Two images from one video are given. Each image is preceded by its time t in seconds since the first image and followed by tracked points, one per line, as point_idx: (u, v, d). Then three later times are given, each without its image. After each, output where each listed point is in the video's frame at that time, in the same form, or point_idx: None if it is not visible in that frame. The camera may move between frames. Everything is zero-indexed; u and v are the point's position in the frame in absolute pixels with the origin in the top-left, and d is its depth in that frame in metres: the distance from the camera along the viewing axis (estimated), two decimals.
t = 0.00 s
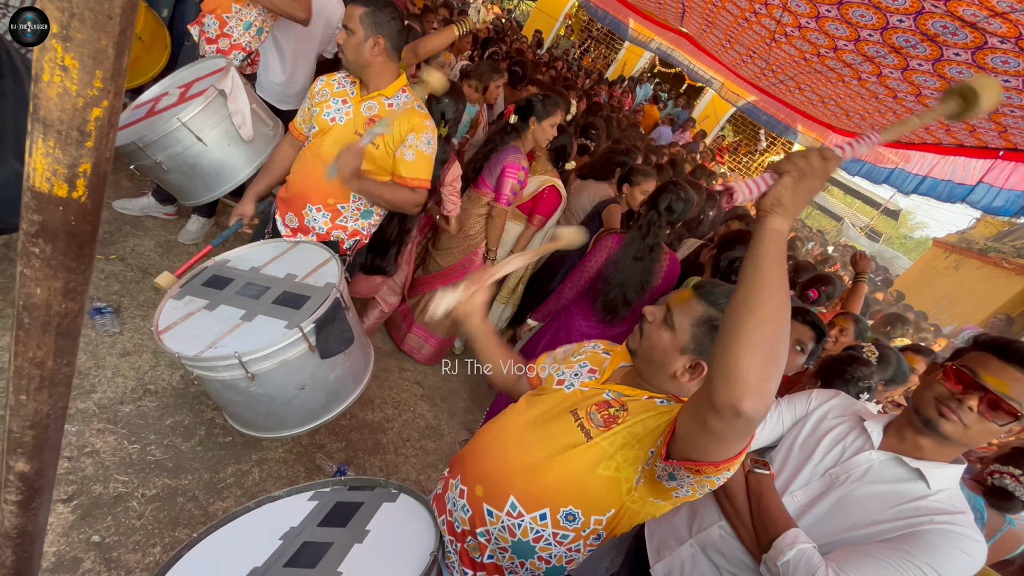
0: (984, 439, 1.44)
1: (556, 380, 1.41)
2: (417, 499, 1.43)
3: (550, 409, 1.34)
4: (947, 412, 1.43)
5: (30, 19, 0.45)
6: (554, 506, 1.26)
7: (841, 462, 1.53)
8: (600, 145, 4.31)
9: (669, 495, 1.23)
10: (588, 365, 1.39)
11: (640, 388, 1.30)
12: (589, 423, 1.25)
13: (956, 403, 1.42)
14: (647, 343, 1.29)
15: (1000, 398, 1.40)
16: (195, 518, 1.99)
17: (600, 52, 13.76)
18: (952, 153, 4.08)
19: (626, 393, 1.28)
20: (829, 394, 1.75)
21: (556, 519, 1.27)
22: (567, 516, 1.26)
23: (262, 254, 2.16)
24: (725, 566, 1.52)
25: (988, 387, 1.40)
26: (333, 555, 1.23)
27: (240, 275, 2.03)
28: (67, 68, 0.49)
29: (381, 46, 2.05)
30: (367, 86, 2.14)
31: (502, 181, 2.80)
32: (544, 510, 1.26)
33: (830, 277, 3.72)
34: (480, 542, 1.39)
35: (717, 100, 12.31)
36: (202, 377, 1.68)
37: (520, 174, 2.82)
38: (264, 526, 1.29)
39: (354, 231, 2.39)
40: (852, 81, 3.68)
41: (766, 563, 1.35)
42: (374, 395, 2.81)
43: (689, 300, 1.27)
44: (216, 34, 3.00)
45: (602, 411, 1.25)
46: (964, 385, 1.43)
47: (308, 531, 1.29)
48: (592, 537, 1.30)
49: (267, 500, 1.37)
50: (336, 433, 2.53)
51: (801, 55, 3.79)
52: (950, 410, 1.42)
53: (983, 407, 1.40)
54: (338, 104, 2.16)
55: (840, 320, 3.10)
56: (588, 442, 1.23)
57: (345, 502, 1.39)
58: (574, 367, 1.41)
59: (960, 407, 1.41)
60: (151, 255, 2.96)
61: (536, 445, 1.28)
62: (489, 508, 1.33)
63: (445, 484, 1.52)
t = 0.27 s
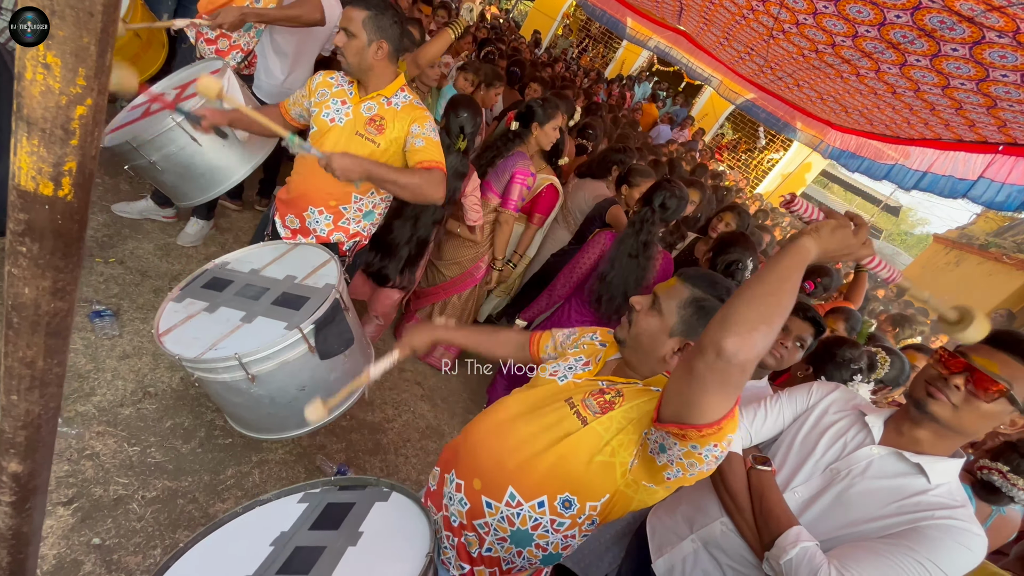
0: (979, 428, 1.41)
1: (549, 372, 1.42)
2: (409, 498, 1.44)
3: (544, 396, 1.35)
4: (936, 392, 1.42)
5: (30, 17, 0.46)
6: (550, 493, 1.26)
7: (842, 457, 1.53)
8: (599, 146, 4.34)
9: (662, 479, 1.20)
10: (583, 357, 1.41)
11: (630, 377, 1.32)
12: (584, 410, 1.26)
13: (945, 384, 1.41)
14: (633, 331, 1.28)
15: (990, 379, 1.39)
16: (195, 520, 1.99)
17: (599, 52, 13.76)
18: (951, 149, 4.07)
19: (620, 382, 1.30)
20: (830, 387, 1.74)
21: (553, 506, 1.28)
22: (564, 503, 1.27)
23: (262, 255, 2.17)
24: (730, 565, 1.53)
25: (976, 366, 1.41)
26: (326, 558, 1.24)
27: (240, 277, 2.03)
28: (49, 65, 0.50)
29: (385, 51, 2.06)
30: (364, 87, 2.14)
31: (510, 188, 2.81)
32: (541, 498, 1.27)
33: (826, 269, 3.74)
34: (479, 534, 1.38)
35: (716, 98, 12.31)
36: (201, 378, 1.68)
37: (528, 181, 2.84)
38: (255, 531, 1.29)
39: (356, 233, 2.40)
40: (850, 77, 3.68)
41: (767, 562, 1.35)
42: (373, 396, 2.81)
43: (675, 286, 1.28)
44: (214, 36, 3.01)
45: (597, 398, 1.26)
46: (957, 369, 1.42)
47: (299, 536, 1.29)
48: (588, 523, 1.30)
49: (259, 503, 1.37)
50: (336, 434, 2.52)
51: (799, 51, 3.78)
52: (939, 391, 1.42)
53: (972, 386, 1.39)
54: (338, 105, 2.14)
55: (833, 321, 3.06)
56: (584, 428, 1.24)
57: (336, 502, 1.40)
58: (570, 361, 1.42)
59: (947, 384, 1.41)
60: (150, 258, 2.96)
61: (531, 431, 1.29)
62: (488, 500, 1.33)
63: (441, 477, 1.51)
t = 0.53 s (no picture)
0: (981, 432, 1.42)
1: (549, 365, 1.43)
2: (403, 504, 1.44)
3: (543, 393, 1.36)
4: (940, 402, 1.42)
5: (30, 17, 0.47)
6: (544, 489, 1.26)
7: (847, 452, 1.53)
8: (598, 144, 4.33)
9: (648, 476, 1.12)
10: (581, 348, 1.43)
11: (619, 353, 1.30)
12: (569, 402, 1.25)
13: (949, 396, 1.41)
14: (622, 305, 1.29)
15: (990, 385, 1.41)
16: (195, 521, 1.99)
17: (597, 50, 13.75)
18: (952, 144, 4.06)
19: (607, 368, 1.28)
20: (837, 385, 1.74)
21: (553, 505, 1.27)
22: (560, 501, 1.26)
23: (262, 256, 2.16)
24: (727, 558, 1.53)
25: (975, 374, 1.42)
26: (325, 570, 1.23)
27: (241, 279, 2.03)
28: (32, 62, 0.50)
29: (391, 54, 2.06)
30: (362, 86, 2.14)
31: (521, 198, 2.72)
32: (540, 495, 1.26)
33: (825, 266, 3.74)
34: (480, 537, 1.38)
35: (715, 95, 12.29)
36: (210, 382, 1.68)
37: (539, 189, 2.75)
38: (247, 548, 1.29)
39: (356, 230, 2.40)
40: (849, 72, 3.67)
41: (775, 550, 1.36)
42: (374, 396, 2.81)
43: (655, 262, 1.34)
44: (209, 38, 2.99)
45: (581, 389, 1.25)
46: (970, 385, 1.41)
47: (292, 551, 1.29)
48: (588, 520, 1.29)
49: (247, 519, 1.36)
50: (336, 435, 2.52)
51: (798, 47, 3.77)
52: (943, 401, 1.42)
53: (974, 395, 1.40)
54: (338, 105, 2.12)
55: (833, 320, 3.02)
56: (569, 421, 1.22)
57: (328, 514, 1.39)
58: (568, 353, 1.44)
59: (952, 397, 1.41)
60: (149, 260, 2.96)
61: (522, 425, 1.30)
62: (489, 499, 1.32)
63: (438, 482, 1.51)
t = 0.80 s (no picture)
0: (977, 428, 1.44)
1: (548, 366, 1.44)
2: (410, 497, 1.43)
3: (544, 395, 1.37)
4: (964, 435, 1.39)
5: (30, 18, 0.48)
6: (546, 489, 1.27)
7: (847, 439, 1.59)
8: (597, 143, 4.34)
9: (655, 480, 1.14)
10: (579, 348, 1.44)
11: (625, 359, 1.31)
12: (578, 402, 1.28)
13: (978, 433, 1.36)
14: (638, 323, 1.26)
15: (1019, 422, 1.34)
16: (197, 521, 2.00)
17: (596, 49, 13.76)
18: (951, 141, 4.07)
19: (612, 368, 1.30)
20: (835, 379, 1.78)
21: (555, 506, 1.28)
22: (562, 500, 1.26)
23: (261, 258, 2.17)
24: (730, 544, 1.58)
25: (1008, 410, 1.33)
26: (331, 561, 1.25)
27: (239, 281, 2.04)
28: (33, 63, 0.51)
29: (384, 50, 2.07)
30: (361, 86, 2.15)
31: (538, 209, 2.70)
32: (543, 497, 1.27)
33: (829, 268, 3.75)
34: (481, 536, 1.39)
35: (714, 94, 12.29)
36: (208, 385, 1.68)
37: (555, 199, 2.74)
38: (252, 539, 1.29)
39: (352, 232, 2.40)
40: (848, 71, 3.67)
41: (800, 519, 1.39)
42: (374, 396, 2.82)
43: (671, 274, 1.28)
44: (212, 41, 2.99)
45: (591, 389, 1.27)
46: (999, 419, 1.33)
47: (300, 541, 1.30)
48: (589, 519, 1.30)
49: (255, 509, 1.36)
50: (337, 434, 2.53)
51: (796, 46, 3.78)
52: (967, 435, 1.38)
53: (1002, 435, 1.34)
54: (335, 107, 2.14)
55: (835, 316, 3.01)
56: (579, 423, 1.25)
57: (335, 506, 1.39)
58: (567, 352, 1.45)
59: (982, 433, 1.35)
60: (149, 261, 2.96)
61: (531, 422, 1.34)
62: (491, 501, 1.34)
63: (442, 479, 1.51)
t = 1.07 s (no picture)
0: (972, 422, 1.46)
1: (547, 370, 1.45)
2: (409, 495, 1.44)
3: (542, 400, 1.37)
4: (957, 430, 1.41)
5: (30, 18, 0.48)
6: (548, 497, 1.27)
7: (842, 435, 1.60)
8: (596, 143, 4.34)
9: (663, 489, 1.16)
10: (578, 354, 1.46)
11: (629, 374, 1.31)
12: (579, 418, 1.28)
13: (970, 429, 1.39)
14: (648, 337, 1.27)
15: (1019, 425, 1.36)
16: (196, 521, 2.00)
17: (595, 49, 13.77)
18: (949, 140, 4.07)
19: (614, 386, 1.30)
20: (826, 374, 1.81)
21: (552, 509, 1.28)
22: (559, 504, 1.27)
23: (261, 258, 2.17)
24: (735, 547, 1.57)
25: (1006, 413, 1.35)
26: (331, 557, 1.25)
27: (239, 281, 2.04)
28: (32, 62, 0.51)
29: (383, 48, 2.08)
30: (360, 86, 2.15)
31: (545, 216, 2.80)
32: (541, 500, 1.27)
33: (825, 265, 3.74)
34: (478, 536, 1.40)
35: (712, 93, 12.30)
36: (209, 386, 1.68)
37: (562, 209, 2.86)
38: (251, 535, 1.29)
39: (352, 232, 2.41)
40: (846, 70, 3.68)
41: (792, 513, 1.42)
42: (373, 395, 2.82)
43: (683, 287, 1.28)
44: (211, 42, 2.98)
45: (591, 406, 1.28)
46: (995, 418, 1.35)
47: (301, 538, 1.30)
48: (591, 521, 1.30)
49: (255, 507, 1.36)
50: (336, 434, 2.53)
51: (795, 45, 3.78)
52: (960, 429, 1.41)
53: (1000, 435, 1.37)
54: (333, 105, 2.14)
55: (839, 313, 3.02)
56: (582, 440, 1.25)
57: (336, 504, 1.40)
58: (566, 359, 1.47)
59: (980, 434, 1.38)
60: (148, 261, 2.97)
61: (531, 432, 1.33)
62: (487, 502, 1.33)
63: (439, 479, 1.52)
